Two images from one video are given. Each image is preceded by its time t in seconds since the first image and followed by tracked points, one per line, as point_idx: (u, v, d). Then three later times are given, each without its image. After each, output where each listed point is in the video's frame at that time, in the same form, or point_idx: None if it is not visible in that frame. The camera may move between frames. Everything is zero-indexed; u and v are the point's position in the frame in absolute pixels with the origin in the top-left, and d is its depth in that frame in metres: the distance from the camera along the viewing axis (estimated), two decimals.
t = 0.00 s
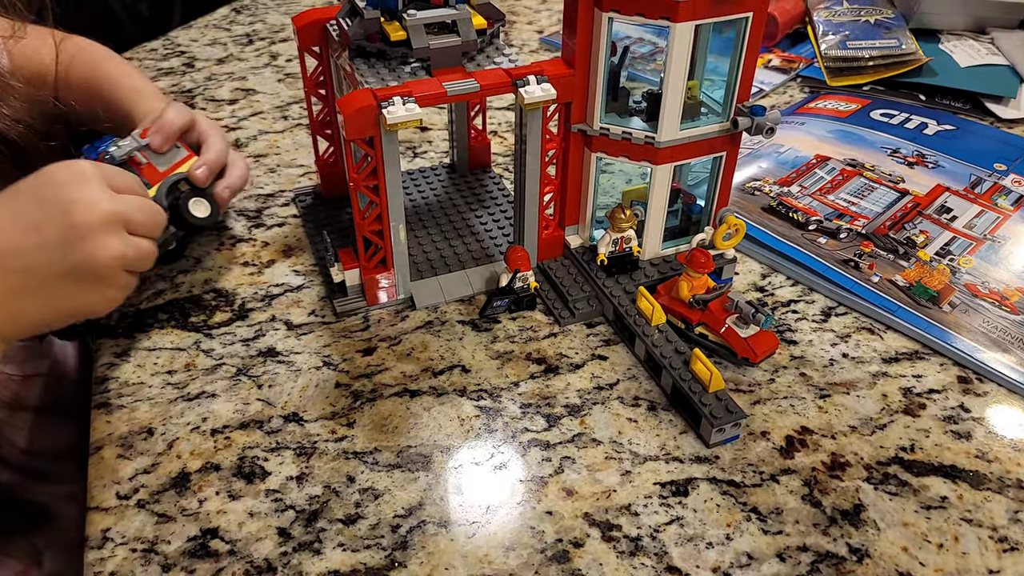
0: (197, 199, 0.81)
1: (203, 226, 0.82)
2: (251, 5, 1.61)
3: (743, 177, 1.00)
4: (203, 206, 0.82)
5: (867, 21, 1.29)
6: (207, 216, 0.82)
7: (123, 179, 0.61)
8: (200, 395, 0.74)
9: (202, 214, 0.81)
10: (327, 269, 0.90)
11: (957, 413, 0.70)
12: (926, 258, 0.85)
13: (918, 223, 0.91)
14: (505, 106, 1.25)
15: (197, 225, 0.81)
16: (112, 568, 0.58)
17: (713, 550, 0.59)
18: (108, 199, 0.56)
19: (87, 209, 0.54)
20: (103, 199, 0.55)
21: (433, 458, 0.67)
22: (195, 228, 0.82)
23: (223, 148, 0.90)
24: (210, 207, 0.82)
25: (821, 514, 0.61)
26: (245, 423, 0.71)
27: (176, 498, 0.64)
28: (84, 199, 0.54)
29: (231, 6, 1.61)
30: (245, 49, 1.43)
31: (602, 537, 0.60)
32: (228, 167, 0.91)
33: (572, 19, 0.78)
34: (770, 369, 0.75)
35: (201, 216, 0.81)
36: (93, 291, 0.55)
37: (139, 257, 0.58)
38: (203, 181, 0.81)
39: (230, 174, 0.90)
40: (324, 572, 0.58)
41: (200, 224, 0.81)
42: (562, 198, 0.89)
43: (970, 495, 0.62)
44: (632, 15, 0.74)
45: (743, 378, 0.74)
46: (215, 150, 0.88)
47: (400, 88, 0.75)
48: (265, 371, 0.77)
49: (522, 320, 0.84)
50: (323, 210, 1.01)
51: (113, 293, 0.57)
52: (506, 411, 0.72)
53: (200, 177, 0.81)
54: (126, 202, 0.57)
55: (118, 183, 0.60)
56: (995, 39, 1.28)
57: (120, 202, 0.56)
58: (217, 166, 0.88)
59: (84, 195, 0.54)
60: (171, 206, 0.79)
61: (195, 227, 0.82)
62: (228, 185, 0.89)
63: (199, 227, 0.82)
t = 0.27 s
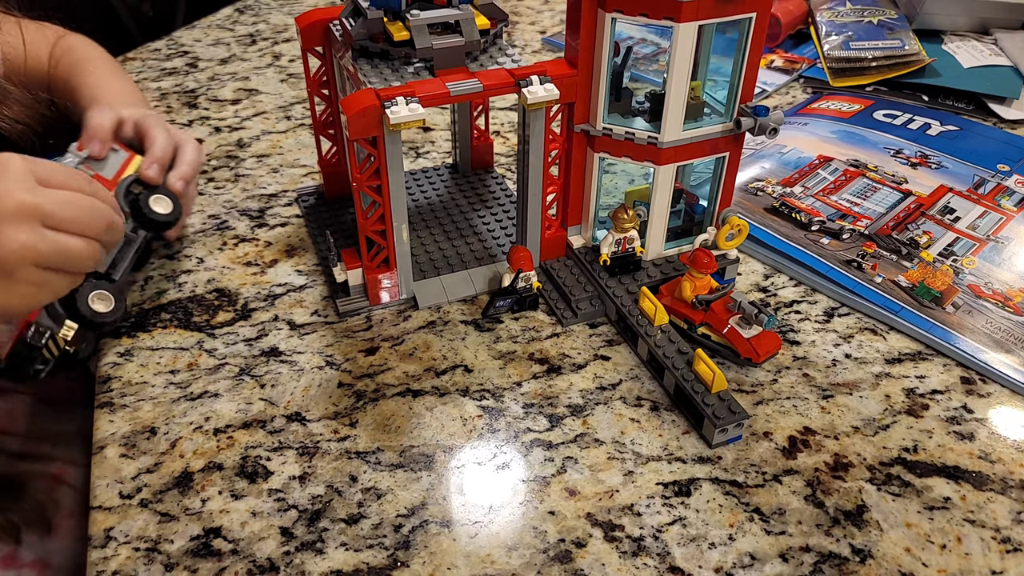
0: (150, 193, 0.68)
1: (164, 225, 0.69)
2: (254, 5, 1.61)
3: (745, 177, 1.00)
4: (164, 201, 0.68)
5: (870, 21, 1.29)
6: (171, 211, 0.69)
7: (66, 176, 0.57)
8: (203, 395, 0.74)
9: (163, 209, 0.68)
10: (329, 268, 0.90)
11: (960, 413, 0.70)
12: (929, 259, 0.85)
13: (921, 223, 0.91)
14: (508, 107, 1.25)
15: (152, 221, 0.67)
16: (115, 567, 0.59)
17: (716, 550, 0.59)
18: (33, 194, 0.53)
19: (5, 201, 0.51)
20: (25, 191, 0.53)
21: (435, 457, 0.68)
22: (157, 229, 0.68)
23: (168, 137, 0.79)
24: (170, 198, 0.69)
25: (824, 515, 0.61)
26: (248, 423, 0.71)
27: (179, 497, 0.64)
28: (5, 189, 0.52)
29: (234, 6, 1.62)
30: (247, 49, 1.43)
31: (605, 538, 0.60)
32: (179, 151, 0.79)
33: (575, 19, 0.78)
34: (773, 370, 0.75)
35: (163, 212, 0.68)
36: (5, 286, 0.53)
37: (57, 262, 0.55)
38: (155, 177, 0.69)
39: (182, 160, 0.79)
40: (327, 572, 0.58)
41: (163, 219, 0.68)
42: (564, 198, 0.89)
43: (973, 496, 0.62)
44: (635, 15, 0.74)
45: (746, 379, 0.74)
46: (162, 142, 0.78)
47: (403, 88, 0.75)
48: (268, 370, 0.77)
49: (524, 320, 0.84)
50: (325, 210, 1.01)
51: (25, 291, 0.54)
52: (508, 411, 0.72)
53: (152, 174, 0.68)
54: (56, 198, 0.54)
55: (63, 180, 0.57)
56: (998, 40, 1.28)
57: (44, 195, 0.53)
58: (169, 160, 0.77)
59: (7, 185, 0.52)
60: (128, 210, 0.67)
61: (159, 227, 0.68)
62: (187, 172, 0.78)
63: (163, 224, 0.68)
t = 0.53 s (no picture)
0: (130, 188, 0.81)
1: (147, 215, 0.82)
2: (256, 6, 1.62)
3: (746, 178, 1.00)
4: (142, 192, 0.81)
5: (871, 22, 1.30)
6: (150, 203, 0.82)
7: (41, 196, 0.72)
8: (205, 394, 0.74)
9: (142, 200, 0.81)
10: (331, 269, 0.90)
11: (961, 414, 0.70)
12: (929, 260, 0.85)
13: (921, 225, 0.91)
14: (510, 107, 1.26)
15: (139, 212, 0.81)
16: (116, 566, 0.59)
17: (716, 550, 0.59)
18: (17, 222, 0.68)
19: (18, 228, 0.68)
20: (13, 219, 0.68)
21: (436, 457, 0.68)
22: (140, 219, 0.81)
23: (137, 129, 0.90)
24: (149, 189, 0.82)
25: (823, 515, 0.61)
26: (249, 422, 0.71)
27: (181, 497, 0.64)
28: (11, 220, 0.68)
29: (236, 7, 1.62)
30: (250, 50, 1.43)
31: (605, 537, 0.60)
32: (153, 146, 0.91)
33: (577, 20, 0.78)
34: (773, 370, 0.75)
35: (143, 203, 0.81)
36: None
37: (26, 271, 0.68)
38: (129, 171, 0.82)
39: (157, 155, 0.91)
40: (328, 571, 0.58)
41: (144, 210, 0.81)
42: (565, 198, 0.89)
43: (973, 497, 0.62)
44: (636, 16, 0.75)
45: (746, 379, 0.74)
46: (132, 135, 0.88)
47: (404, 89, 0.76)
48: (269, 370, 0.77)
49: (525, 321, 0.84)
50: (327, 210, 1.01)
51: None
52: (509, 411, 0.72)
53: (124, 168, 0.82)
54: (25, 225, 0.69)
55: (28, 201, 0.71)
56: (999, 41, 1.28)
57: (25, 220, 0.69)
58: (140, 153, 0.88)
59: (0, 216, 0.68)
60: (113, 204, 0.81)
61: (140, 217, 0.81)
62: (162, 167, 0.90)
63: (144, 214, 0.81)
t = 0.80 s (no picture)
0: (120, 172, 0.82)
1: (137, 197, 0.83)
2: (257, 6, 1.62)
3: (746, 178, 1.00)
4: (133, 177, 0.83)
5: (872, 23, 1.29)
6: (142, 186, 0.83)
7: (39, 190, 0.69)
8: (204, 394, 0.74)
9: (134, 183, 0.82)
10: (330, 268, 0.90)
11: (960, 415, 0.69)
12: (929, 260, 0.85)
13: (921, 225, 0.90)
14: (510, 108, 1.26)
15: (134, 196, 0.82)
16: (115, 565, 0.59)
17: (714, 550, 0.59)
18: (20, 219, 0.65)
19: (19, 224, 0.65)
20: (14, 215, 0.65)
21: (435, 457, 0.68)
22: (132, 202, 0.83)
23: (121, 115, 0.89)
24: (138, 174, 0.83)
25: (822, 516, 0.61)
26: (248, 421, 0.71)
27: (180, 496, 0.64)
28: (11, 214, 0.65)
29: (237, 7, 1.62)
30: (250, 50, 1.43)
31: (603, 537, 0.60)
32: (140, 132, 0.93)
33: (576, 20, 0.78)
34: (772, 371, 0.75)
35: (135, 187, 0.82)
36: None
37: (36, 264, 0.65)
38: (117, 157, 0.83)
39: (144, 140, 0.92)
40: (326, 570, 0.58)
41: (136, 193, 0.82)
42: (565, 199, 0.89)
43: (972, 498, 0.62)
44: (635, 16, 0.75)
45: (745, 380, 0.74)
46: (121, 121, 0.88)
47: (403, 89, 0.76)
48: (268, 370, 0.77)
49: (525, 321, 0.84)
50: (327, 210, 1.01)
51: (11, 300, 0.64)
52: (508, 411, 0.72)
53: (113, 154, 0.82)
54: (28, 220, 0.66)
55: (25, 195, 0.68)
56: (1000, 42, 1.28)
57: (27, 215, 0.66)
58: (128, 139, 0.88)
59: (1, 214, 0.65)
60: (104, 189, 0.81)
61: (133, 200, 0.83)
62: (151, 151, 0.92)
63: (136, 198, 0.82)
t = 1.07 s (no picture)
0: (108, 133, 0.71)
1: (130, 156, 0.71)
2: (261, 7, 1.62)
3: (749, 179, 1.00)
4: (121, 134, 0.71)
5: (875, 24, 1.29)
6: (131, 143, 0.72)
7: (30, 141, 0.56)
8: (208, 394, 0.74)
9: (123, 142, 0.71)
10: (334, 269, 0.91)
11: (963, 416, 0.70)
12: (932, 261, 0.85)
13: (925, 226, 0.91)
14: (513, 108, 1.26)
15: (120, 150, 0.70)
16: (120, 565, 0.59)
17: (718, 551, 0.59)
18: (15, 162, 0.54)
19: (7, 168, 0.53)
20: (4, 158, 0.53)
21: (439, 457, 0.68)
22: (127, 161, 0.71)
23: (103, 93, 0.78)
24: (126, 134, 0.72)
25: (826, 516, 0.61)
26: (253, 422, 0.71)
27: (185, 495, 0.65)
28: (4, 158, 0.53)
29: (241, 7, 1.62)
30: (254, 51, 1.44)
31: (607, 538, 0.60)
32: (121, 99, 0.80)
33: (580, 22, 0.78)
34: (776, 372, 0.75)
35: (124, 144, 0.71)
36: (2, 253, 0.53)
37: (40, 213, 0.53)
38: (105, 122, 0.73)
39: (127, 107, 0.79)
40: (330, 571, 0.59)
41: (126, 150, 0.70)
42: (568, 200, 0.90)
43: (975, 499, 0.62)
44: (639, 18, 0.75)
45: (749, 381, 0.74)
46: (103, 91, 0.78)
47: (408, 90, 0.76)
48: (273, 370, 0.77)
49: (528, 321, 0.84)
50: (331, 211, 1.01)
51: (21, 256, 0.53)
52: (511, 411, 0.72)
53: (98, 117, 0.73)
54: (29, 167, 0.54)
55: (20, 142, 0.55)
56: (1003, 43, 1.28)
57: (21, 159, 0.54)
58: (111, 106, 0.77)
59: None
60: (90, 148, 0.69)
61: (127, 158, 0.71)
62: (134, 120, 0.79)
63: (131, 155, 0.71)
